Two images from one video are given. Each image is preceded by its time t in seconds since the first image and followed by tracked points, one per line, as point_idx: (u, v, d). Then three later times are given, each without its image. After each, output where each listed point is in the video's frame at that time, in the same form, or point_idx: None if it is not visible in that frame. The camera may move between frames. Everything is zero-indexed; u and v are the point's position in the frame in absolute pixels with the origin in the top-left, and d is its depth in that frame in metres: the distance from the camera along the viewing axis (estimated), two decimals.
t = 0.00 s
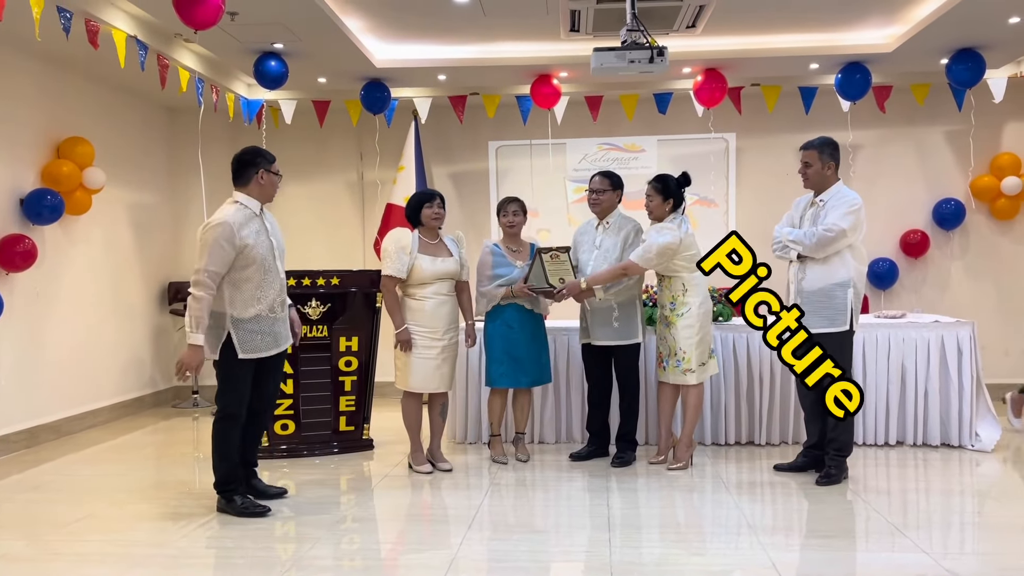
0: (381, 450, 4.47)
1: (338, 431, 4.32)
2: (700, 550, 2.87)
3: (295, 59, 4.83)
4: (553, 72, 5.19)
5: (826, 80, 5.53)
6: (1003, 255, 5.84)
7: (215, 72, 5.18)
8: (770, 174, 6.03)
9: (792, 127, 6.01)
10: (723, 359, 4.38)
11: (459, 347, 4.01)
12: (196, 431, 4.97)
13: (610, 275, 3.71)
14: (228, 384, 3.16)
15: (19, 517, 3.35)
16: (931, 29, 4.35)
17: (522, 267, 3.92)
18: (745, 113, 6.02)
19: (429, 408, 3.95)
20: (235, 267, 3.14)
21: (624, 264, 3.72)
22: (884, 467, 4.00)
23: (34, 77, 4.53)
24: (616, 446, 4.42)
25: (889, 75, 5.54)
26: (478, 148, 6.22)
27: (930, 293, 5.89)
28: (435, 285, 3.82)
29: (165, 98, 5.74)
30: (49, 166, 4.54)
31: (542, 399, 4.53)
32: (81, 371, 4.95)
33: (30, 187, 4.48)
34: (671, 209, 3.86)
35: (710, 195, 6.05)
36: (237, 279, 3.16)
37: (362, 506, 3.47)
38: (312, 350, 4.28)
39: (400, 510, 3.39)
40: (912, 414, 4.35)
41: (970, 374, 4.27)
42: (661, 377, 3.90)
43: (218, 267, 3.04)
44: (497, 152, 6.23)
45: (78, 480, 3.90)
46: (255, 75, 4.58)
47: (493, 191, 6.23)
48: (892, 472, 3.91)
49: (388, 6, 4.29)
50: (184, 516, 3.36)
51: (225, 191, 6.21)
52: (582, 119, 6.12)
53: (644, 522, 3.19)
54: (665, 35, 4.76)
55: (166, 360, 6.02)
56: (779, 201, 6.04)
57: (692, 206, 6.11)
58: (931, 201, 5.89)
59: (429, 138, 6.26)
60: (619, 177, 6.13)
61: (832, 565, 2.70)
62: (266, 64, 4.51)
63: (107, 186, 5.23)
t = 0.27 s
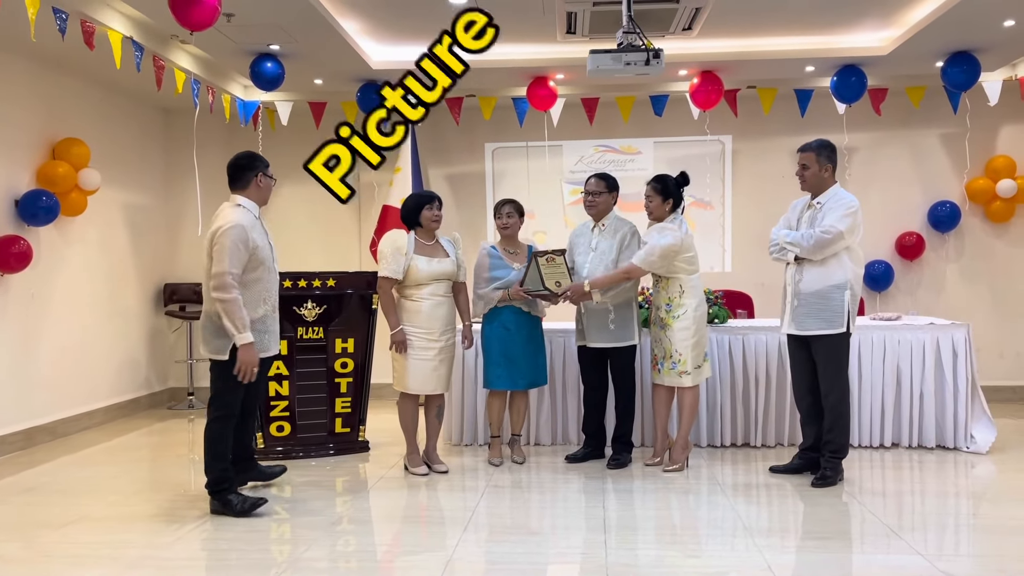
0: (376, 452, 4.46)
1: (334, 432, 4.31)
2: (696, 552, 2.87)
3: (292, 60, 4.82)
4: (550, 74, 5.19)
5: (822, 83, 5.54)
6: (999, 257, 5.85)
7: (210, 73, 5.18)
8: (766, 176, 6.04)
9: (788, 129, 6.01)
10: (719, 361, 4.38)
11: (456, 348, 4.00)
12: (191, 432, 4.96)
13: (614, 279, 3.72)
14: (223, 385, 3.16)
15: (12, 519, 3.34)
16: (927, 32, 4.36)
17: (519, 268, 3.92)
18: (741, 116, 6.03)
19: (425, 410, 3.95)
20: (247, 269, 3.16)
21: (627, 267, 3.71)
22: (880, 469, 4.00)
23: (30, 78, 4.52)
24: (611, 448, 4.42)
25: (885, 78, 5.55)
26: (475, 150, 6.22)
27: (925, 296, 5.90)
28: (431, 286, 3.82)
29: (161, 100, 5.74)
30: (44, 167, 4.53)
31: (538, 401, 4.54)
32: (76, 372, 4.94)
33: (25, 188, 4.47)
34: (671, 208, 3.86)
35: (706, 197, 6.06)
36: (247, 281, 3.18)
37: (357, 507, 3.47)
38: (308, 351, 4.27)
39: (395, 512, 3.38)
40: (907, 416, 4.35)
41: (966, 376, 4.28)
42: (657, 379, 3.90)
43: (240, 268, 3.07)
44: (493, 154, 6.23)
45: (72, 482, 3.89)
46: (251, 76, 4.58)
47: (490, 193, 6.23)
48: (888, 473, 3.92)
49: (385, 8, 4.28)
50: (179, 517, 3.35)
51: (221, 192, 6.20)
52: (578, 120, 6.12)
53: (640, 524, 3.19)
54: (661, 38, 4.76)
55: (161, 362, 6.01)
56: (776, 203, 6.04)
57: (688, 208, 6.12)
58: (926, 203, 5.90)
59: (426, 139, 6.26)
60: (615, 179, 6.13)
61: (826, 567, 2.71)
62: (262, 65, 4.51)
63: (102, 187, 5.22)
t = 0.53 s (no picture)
0: (373, 453, 4.46)
1: (330, 433, 4.31)
2: (692, 553, 2.87)
3: (289, 61, 4.82)
4: (547, 75, 5.20)
5: (819, 84, 5.55)
6: (995, 259, 5.86)
7: (207, 73, 5.18)
8: (763, 178, 6.04)
9: (785, 131, 6.02)
10: (716, 362, 4.38)
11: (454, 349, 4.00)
12: (188, 433, 4.95)
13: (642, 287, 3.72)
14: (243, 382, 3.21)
15: (7, 520, 3.33)
16: (924, 34, 4.37)
17: (515, 269, 3.92)
18: (738, 117, 6.03)
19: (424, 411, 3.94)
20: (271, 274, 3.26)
21: (653, 272, 3.72)
22: (876, 470, 4.00)
23: (26, 78, 4.51)
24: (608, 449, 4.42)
25: (882, 79, 5.57)
26: (472, 151, 6.22)
27: (922, 297, 5.91)
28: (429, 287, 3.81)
29: (158, 100, 5.73)
30: (41, 167, 4.52)
31: (535, 402, 4.54)
32: (72, 373, 4.93)
33: (22, 188, 4.46)
34: (672, 204, 3.87)
35: (703, 198, 6.06)
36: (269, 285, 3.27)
37: (354, 508, 3.46)
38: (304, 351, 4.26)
39: (391, 513, 3.38)
40: (904, 417, 4.35)
41: (962, 377, 4.28)
42: (653, 380, 3.89)
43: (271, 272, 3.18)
44: (491, 154, 6.23)
45: (67, 483, 3.87)
46: (248, 77, 4.58)
47: (487, 193, 6.23)
48: (884, 475, 3.92)
49: (382, 9, 4.28)
50: (175, 518, 3.35)
51: (218, 193, 6.20)
52: (575, 121, 6.13)
53: (637, 525, 3.19)
54: (659, 39, 4.77)
55: (158, 362, 6.00)
56: (772, 204, 6.05)
57: (685, 210, 6.12)
58: (923, 204, 5.91)
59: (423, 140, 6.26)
60: (612, 180, 6.14)
61: (822, 568, 2.71)
62: (259, 66, 4.52)
63: (99, 187, 5.22)
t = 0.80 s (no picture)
0: (371, 453, 4.46)
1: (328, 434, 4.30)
2: (688, 553, 2.87)
3: (287, 60, 4.81)
4: (545, 75, 5.20)
5: (817, 84, 5.56)
6: (992, 260, 5.87)
7: (205, 73, 5.17)
8: (761, 178, 6.05)
9: (783, 131, 6.03)
10: (714, 362, 4.39)
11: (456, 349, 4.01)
12: (185, 433, 4.95)
13: (680, 294, 3.72)
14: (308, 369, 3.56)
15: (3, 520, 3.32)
16: (921, 35, 4.38)
17: (514, 269, 3.92)
18: (736, 117, 6.04)
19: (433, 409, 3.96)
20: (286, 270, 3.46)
21: (684, 276, 3.71)
22: (874, 470, 4.01)
23: (24, 77, 4.50)
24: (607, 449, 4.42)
25: (879, 80, 5.57)
26: (470, 151, 6.22)
27: (919, 297, 5.92)
28: (432, 287, 3.82)
29: (156, 100, 5.73)
30: (38, 166, 4.51)
31: (534, 402, 4.54)
32: (69, 373, 4.92)
33: (19, 187, 4.45)
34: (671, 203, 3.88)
35: (701, 198, 6.06)
36: (285, 282, 3.48)
37: (352, 508, 3.46)
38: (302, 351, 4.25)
39: (389, 513, 3.38)
40: (901, 417, 4.36)
41: (960, 378, 4.29)
42: (651, 379, 3.89)
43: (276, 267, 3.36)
44: (489, 154, 6.23)
45: (64, 483, 3.87)
46: (246, 76, 4.58)
47: (485, 193, 6.23)
48: (882, 475, 3.92)
49: (380, 8, 4.28)
50: (172, 519, 3.34)
51: (216, 193, 6.19)
52: (574, 122, 6.13)
53: (634, 525, 3.19)
54: (657, 39, 4.77)
55: (156, 362, 5.99)
56: (770, 205, 6.05)
57: (683, 210, 6.13)
58: (920, 205, 5.92)
59: (421, 140, 6.26)
60: (610, 180, 6.14)
61: (820, 569, 2.71)
62: (257, 65, 4.52)
63: (97, 186, 5.21)
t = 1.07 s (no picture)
0: (370, 452, 4.46)
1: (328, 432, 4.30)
2: (686, 552, 2.87)
3: (287, 60, 4.81)
4: (545, 75, 5.20)
5: (816, 84, 5.56)
6: (991, 260, 5.88)
7: (205, 72, 5.17)
8: (760, 178, 6.05)
9: (782, 131, 6.03)
10: (713, 362, 4.39)
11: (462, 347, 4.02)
12: (184, 432, 4.94)
13: (692, 295, 3.77)
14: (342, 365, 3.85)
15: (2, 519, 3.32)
16: (920, 35, 4.38)
17: (515, 268, 3.92)
18: (736, 117, 6.04)
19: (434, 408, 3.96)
20: (318, 272, 3.75)
21: (692, 274, 3.74)
22: (873, 470, 4.01)
23: (23, 76, 4.50)
24: (606, 448, 4.42)
25: (879, 80, 5.57)
26: (470, 150, 6.22)
27: (919, 297, 5.93)
28: (439, 286, 3.83)
29: (155, 99, 5.72)
30: (37, 165, 4.51)
31: (534, 401, 4.54)
32: (68, 372, 4.92)
33: (17, 187, 4.45)
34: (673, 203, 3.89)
35: (700, 198, 6.07)
36: (318, 282, 3.78)
37: (351, 508, 3.46)
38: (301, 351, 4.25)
39: (387, 512, 3.38)
40: (901, 417, 4.36)
41: (959, 378, 4.29)
42: (650, 379, 3.88)
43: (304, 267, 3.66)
44: (488, 154, 6.23)
45: (63, 482, 3.87)
46: (246, 76, 4.57)
47: (484, 193, 6.23)
48: (881, 475, 3.92)
49: (380, 8, 4.28)
50: (171, 518, 3.34)
51: (215, 191, 6.19)
52: (573, 121, 6.13)
53: (633, 525, 3.19)
54: (657, 38, 4.77)
55: (154, 362, 5.98)
56: (769, 204, 6.06)
57: (683, 210, 6.13)
58: (920, 205, 5.93)
59: (421, 139, 6.26)
60: (610, 179, 6.14)
61: (818, 568, 2.71)
62: (256, 64, 4.50)
63: (96, 186, 5.21)
